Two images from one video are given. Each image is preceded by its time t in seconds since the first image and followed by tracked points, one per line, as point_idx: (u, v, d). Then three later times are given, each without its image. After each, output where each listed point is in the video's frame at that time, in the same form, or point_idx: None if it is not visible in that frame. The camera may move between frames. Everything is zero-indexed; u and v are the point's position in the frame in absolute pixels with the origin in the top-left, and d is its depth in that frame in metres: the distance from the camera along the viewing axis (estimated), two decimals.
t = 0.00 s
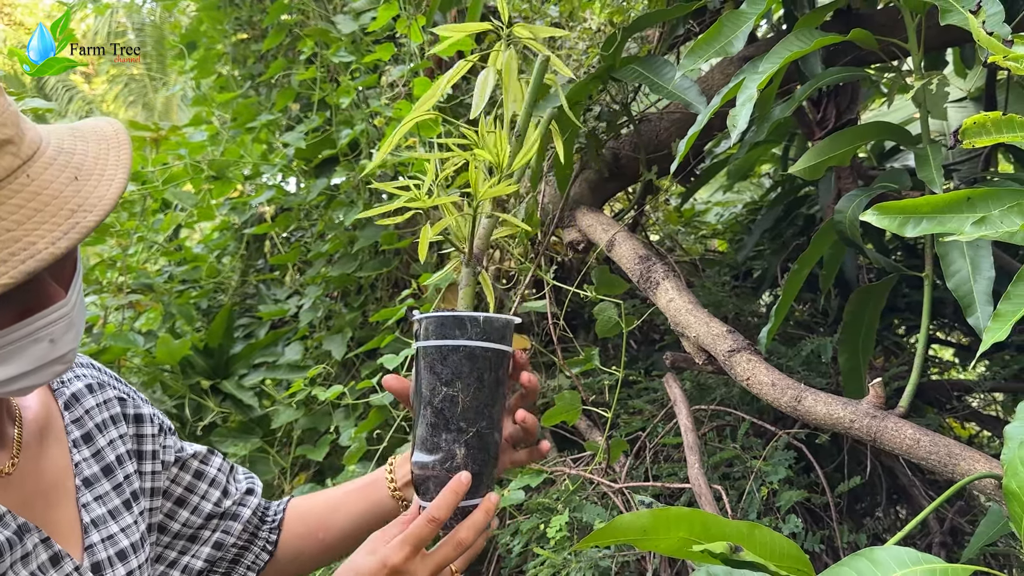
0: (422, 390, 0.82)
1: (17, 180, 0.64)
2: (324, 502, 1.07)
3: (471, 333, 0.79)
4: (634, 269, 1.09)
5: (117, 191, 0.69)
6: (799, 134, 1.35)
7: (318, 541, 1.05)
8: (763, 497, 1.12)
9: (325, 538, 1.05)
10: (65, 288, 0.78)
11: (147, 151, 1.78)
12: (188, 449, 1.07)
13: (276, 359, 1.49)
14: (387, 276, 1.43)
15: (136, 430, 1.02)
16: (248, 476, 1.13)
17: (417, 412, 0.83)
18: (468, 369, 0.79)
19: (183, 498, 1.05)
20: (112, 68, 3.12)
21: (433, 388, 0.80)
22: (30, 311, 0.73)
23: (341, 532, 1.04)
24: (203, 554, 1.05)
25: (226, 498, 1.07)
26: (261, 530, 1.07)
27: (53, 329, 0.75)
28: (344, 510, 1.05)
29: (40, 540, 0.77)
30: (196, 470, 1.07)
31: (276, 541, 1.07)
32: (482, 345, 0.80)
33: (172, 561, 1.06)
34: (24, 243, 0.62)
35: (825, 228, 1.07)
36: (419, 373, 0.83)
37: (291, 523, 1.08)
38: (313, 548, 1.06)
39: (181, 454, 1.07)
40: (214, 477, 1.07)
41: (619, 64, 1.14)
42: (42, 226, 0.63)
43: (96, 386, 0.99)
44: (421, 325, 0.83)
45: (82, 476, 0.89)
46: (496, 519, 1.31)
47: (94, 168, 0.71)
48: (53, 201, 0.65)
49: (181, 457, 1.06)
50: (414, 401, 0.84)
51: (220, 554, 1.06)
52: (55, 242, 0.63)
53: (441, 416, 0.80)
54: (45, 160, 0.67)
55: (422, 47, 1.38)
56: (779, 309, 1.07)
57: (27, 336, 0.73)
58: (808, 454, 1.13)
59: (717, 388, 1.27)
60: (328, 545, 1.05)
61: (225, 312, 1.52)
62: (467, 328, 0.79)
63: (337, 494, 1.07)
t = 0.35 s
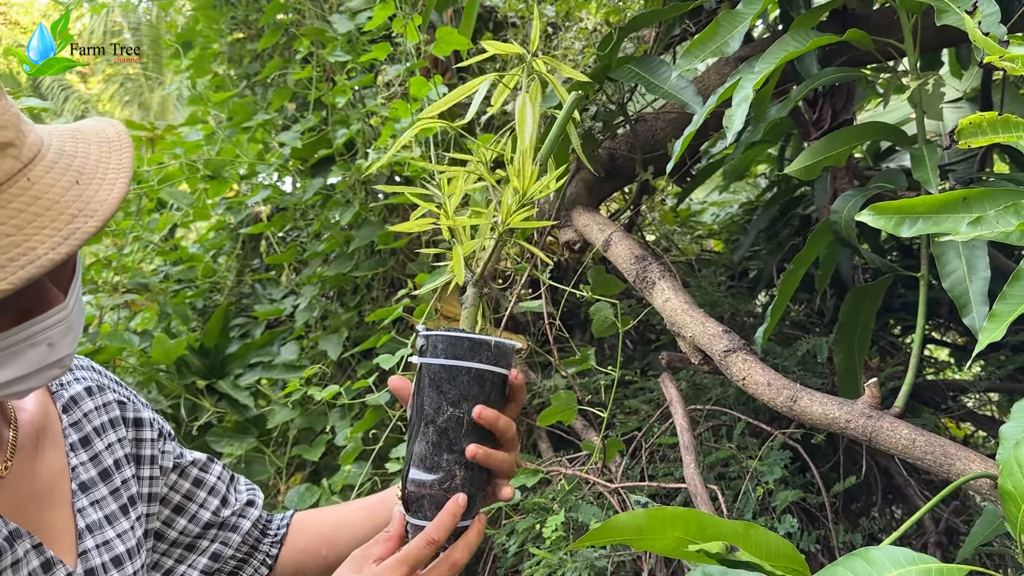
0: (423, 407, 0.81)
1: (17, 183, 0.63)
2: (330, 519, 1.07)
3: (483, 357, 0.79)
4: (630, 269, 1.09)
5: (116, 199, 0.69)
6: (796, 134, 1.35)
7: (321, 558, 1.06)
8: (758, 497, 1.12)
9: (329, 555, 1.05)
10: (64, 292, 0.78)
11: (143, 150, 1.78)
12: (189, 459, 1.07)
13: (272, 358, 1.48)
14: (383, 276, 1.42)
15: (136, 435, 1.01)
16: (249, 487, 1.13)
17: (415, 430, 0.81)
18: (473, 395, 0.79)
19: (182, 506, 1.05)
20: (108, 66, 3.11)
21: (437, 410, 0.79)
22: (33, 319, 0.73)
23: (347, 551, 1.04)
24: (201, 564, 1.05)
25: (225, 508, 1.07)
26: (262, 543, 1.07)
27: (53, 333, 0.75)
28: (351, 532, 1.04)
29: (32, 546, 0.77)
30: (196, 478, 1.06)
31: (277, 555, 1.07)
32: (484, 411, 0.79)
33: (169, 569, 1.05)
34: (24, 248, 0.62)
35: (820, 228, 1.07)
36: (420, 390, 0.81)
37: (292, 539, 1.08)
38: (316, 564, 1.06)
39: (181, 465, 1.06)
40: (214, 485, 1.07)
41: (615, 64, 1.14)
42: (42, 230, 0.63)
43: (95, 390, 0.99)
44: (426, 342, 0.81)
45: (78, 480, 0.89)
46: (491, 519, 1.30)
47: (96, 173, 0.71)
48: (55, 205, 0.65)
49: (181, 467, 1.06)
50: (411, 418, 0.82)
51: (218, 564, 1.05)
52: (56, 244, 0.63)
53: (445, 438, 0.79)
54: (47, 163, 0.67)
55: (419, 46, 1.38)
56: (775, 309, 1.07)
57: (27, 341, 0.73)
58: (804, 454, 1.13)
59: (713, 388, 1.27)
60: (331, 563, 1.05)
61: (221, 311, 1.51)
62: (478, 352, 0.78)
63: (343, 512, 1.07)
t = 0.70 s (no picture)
0: (433, 409, 0.79)
1: (40, 139, 0.63)
2: (325, 513, 1.06)
3: (490, 353, 0.79)
4: (633, 267, 1.09)
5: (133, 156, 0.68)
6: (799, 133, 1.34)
7: (316, 551, 1.05)
8: (761, 496, 1.11)
9: (323, 549, 1.04)
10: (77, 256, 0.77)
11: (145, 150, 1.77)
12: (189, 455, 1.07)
13: (274, 357, 1.48)
14: (385, 275, 1.42)
15: (138, 432, 1.01)
16: (248, 483, 1.13)
17: (426, 434, 0.80)
18: (485, 392, 0.79)
19: (184, 502, 1.05)
20: (110, 67, 3.10)
21: (451, 410, 0.79)
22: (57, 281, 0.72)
23: (340, 544, 1.03)
24: (202, 561, 1.05)
25: (227, 505, 1.07)
26: (261, 538, 1.07)
27: (76, 298, 0.74)
28: (345, 526, 1.04)
29: (31, 545, 0.77)
30: (198, 475, 1.06)
31: (275, 550, 1.07)
32: (487, 405, 0.78)
33: (170, 568, 1.05)
34: (57, 194, 0.61)
35: (823, 226, 1.07)
36: (429, 392, 0.79)
37: (290, 532, 1.08)
38: (311, 559, 1.05)
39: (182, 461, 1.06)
40: (215, 483, 1.07)
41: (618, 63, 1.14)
42: (72, 178, 0.63)
43: (97, 387, 0.98)
44: (429, 342, 0.79)
45: (79, 478, 0.89)
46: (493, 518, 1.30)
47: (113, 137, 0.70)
48: (80, 159, 0.64)
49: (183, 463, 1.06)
50: (419, 422, 0.80)
51: (219, 561, 1.05)
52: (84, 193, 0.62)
53: (462, 438, 0.79)
54: (61, 124, 0.66)
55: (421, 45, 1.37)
56: (778, 308, 1.07)
57: (52, 305, 0.72)
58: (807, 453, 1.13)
59: (716, 387, 1.27)
60: (325, 556, 1.04)
61: (222, 311, 1.51)
62: (486, 347, 0.79)
63: (338, 504, 1.07)
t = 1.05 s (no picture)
0: (449, 433, 0.81)
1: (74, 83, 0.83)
2: (326, 513, 1.08)
3: (501, 371, 0.81)
4: (640, 267, 1.09)
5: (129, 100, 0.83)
6: (806, 133, 1.34)
7: (318, 553, 1.06)
8: (769, 495, 1.12)
9: (325, 550, 1.06)
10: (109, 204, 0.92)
11: (153, 150, 1.78)
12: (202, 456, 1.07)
13: (282, 357, 1.49)
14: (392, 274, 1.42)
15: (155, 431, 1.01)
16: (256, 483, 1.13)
17: (445, 459, 0.81)
18: (498, 410, 0.81)
19: (196, 502, 1.05)
20: (118, 67, 3.11)
21: (468, 432, 0.81)
22: (90, 194, 0.84)
23: (342, 544, 1.05)
24: (216, 559, 1.05)
25: (238, 503, 1.08)
26: (267, 537, 1.08)
27: (120, 222, 0.88)
28: (346, 528, 1.05)
29: (66, 536, 0.79)
30: (211, 475, 1.06)
31: (281, 549, 1.07)
32: (506, 422, 0.81)
33: (184, 570, 1.05)
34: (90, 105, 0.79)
35: (831, 225, 1.08)
36: (445, 417, 0.80)
37: (294, 533, 1.08)
38: (314, 561, 1.06)
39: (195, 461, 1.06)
40: (228, 482, 1.07)
41: (626, 63, 1.14)
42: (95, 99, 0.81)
43: (118, 387, 0.99)
44: (441, 367, 0.79)
45: (109, 472, 0.90)
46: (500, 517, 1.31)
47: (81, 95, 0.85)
48: (62, 93, 0.79)
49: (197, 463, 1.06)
50: (437, 448, 0.82)
51: (232, 558, 1.06)
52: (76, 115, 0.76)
53: (480, 458, 0.81)
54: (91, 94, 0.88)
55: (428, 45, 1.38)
56: (786, 308, 1.07)
57: (98, 221, 0.85)
58: (814, 452, 1.13)
59: (723, 386, 1.27)
60: (329, 557, 1.06)
61: (231, 310, 1.52)
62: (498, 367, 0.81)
63: (338, 507, 1.08)
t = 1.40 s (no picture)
0: (503, 448, 0.77)
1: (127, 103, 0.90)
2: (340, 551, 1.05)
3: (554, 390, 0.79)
4: (649, 265, 1.09)
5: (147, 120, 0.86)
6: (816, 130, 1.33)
7: None
8: (777, 495, 1.11)
9: None
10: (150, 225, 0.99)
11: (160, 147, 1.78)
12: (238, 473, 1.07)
13: (289, 354, 1.48)
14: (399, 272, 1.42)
15: (199, 443, 1.02)
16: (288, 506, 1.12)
17: (496, 473, 0.77)
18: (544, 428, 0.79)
19: (229, 517, 1.04)
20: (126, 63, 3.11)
21: (522, 447, 0.77)
22: (129, 204, 0.91)
23: None
24: None
25: (269, 524, 1.06)
26: (292, 564, 1.06)
27: (154, 236, 0.95)
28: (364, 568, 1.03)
29: (96, 530, 0.82)
30: (247, 492, 1.06)
31: None
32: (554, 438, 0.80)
33: None
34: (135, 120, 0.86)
35: (842, 222, 1.07)
36: (498, 432, 0.76)
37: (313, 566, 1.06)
38: None
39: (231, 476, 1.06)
40: (262, 501, 1.07)
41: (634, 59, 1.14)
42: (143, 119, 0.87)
43: (162, 396, 1.02)
44: (497, 383, 0.77)
45: (146, 473, 0.93)
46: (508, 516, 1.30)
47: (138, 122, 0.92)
48: (116, 109, 0.86)
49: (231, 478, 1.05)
50: (488, 462, 0.77)
51: None
52: (117, 122, 0.83)
53: (530, 475, 0.78)
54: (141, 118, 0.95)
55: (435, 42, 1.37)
56: (796, 305, 1.06)
57: (132, 229, 0.91)
58: (824, 451, 1.12)
59: (731, 385, 1.26)
60: None
61: (238, 308, 1.52)
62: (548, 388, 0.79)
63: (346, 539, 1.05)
